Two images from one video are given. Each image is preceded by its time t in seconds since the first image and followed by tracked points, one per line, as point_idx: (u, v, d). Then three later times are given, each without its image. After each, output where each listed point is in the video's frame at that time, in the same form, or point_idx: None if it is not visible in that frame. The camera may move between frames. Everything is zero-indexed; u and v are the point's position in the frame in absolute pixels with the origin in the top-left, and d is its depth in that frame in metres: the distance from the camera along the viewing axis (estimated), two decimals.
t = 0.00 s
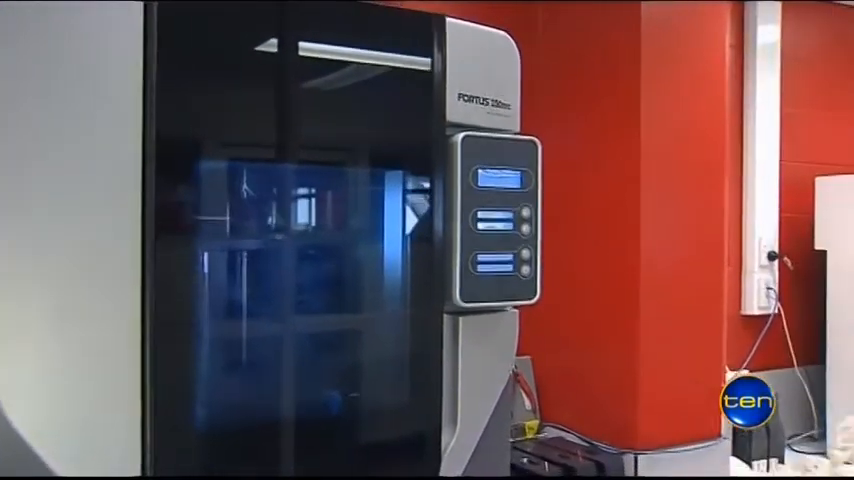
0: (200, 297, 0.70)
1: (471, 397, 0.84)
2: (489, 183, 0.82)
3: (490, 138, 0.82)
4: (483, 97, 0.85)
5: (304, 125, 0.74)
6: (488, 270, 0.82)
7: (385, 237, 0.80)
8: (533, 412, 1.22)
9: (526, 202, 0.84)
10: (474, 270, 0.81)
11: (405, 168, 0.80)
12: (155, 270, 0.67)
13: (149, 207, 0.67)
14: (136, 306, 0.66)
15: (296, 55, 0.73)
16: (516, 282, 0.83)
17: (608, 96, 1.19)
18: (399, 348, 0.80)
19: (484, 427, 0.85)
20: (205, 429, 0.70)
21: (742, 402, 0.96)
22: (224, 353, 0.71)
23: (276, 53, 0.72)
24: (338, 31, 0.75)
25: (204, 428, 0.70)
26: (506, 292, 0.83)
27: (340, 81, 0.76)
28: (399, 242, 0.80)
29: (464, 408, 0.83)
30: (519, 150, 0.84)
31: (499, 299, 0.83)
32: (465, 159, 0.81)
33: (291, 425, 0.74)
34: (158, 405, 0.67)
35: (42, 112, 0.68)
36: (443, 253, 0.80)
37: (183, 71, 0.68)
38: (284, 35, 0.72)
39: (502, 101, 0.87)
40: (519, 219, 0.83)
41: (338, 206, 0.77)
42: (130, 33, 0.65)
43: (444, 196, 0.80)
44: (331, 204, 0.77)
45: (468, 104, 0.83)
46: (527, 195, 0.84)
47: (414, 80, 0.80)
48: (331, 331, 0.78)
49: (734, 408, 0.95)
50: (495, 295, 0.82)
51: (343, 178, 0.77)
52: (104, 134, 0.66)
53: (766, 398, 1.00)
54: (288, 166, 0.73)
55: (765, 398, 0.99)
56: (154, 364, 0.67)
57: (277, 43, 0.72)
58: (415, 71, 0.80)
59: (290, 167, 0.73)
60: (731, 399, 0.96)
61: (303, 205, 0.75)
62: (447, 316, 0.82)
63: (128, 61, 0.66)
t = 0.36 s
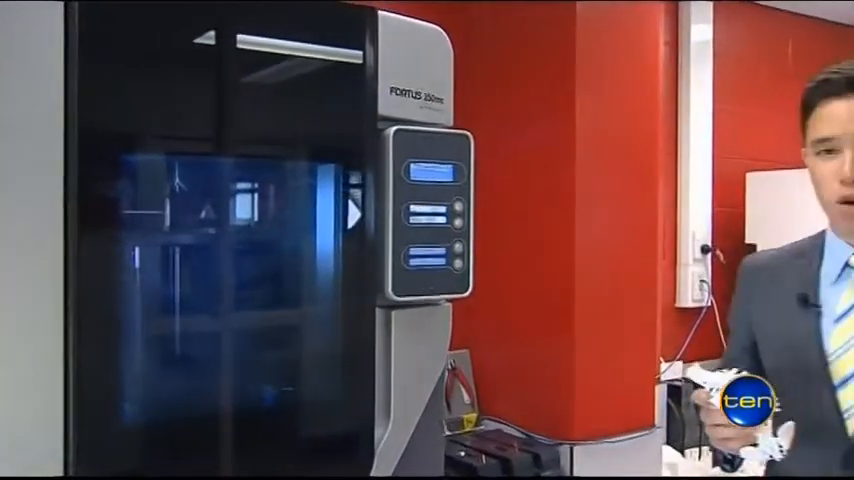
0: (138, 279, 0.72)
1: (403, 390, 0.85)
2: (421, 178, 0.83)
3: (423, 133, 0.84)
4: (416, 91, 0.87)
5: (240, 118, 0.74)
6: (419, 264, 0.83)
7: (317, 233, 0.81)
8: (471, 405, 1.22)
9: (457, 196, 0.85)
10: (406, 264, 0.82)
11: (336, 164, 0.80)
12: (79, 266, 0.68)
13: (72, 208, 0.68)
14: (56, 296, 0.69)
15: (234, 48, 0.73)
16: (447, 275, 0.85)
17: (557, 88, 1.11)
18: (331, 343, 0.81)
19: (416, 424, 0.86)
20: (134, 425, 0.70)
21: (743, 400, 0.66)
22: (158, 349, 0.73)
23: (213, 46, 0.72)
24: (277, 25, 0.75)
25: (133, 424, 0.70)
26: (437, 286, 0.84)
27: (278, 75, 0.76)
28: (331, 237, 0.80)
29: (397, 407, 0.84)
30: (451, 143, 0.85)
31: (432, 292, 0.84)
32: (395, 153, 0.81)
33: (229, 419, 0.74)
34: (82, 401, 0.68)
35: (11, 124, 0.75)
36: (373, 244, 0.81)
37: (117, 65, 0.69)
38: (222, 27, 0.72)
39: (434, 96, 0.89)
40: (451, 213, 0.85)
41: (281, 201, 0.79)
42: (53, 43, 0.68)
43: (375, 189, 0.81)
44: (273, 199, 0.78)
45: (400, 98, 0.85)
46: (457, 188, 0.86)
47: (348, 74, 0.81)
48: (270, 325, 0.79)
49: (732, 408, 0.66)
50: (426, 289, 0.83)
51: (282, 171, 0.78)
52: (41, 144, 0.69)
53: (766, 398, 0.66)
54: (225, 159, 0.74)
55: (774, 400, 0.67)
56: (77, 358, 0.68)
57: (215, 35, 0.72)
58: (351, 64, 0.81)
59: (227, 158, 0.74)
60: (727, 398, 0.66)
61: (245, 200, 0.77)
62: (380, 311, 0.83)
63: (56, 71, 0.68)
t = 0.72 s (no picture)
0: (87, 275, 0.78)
1: (343, 386, 0.86)
2: (361, 175, 0.82)
3: (362, 130, 0.83)
4: (356, 89, 0.88)
5: (184, 116, 0.78)
6: (359, 261, 0.82)
7: (257, 233, 0.81)
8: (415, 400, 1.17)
9: (399, 193, 0.83)
10: (346, 260, 0.81)
11: (276, 161, 0.79)
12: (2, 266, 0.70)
13: None
14: None
15: (179, 43, 0.77)
16: (388, 272, 0.84)
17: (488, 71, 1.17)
18: (271, 344, 0.81)
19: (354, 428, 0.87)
20: (68, 425, 0.74)
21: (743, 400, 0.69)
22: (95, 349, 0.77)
23: (155, 40, 0.76)
24: (219, 22, 0.78)
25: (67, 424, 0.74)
26: (379, 282, 0.83)
27: (222, 72, 0.79)
28: (272, 235, 0.81)
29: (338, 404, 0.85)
30: (389, 140, 0.84)
31: (372, 289, 0.83)
32: (333, 151, 0.80)
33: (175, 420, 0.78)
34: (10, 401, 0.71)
35: None
36: (314, 240, 0.80)
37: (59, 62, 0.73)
38: (165, 22, 0.76)
39: (374, 93, 0.90)
40: (392, 211, 0.83)
41: (227, 201, 0.80)
42: None
43: (314, 188, 0.80)
44: (220, 195, 0.80)
45: (340, 95, 0.85)
46: (399, 186, 0.83)
47: (289, 71, 0.81)
48: (216, 327, 0.81)
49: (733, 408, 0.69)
50: (367, 286, 0.83)
51: (228, 170, 0.79)
52: None
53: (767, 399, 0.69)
54: (168, 155, 0.78)
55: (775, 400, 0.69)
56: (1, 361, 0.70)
57: (158, 30, 0.76)
58: (291, 60, 0.81)
59: (171, 158, 0.78)
60: (727, 399, 0.70)
61: (186, 197, 0.79)
62: (319, 308, 0.83)
63: None
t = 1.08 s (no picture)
0: (46, 274, 1.05)
1: (299, 387, 0.85)
2: (315, 172, 0.81)
3: (315, 127, 0.81)
4: (310, 86, 0.87)
5: (139, 119, 0.92)
6: (314, 260, 0.81)
7: (212, 229, 0.85)
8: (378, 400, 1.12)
9: (352, 191, 0.83)
10: (299, 258, 0.80)
11: (228, 159, 0.83)
12: None
13: None
14: None
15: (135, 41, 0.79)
16: (342, 271, 0.83)
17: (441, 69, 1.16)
18: (223, 345, 0.84)
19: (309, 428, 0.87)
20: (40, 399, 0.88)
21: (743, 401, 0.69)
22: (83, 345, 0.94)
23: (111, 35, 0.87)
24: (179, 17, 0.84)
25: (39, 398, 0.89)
26: (333, 281, 0.82)
27: (181, 69, 0.87)
28: (224, 232, 0.84)
29: (292, 403, 0.85)
30: (343, 137, 0.82)
31: (328, 286, 0.82)
32: (288, 147, 0.79)
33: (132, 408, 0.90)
34: None
35: None
36: (267, 237, 0.79)
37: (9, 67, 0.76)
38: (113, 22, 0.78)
39: (330, 90, 0.90)
40: (346, 209, 0.82)
41: (185, 200, 0.88)
42: None
43: (268, 185, 0.79)
44: (177, 193, 0.88)
45: (294, 93, 0.85)
46: (353, 184, 0.83)
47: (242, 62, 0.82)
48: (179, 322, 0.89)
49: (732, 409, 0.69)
50: (321, 284, 0.82)
51: (186, 168, 0.87)
52: None
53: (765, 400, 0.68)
54: (126, 153, 0.93)
55: (775, 399, 0.68)
56: None
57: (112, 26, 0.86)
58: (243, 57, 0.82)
59: (129, 155, 0.93)
60: (727, 399, 0.69)
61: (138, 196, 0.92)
62: (272, 306, 0.83)
63: None
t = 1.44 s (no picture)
0: (4, 278, 1.08)
1: (260, 388, 0.84)
2: (276, 171, 0.80)
3: (277, 124, 0.81)
4: (272, 84, 0.84)
5: (105, 115, 0.92)
6: (275, 258, 0.80)
7: (172, 228, 0.86)
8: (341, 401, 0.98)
9: (315, 189, 0.82)
10: (260, 257, 0.79)
11: (189, 157, 0.84)
12: None
13: None
14: None
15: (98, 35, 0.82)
16: (304, 270, 0.82)
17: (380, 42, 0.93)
18: (184, 344, 0.86)
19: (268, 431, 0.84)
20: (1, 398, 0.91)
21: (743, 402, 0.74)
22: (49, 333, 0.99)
23: (72, 31, 0.91)
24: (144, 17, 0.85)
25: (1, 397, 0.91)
26: (294, 281, 0.81)
27: (148, 64, 0.87)
28: (184, 231, 0.85)
29: (253, 405, 0.84)
30: (304, 135, 0.82)
31: (286, 287, 0.81)
32: (248, 143, 0.79)
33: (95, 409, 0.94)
34: None
35: None
36: (227, 236, 0.80)
37: None
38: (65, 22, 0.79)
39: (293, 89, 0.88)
40: (307, 207, 0.81)
41: (150, 199, 0.89)
42: None
43: (227, 185, 0.80)
44: (142, 192, 0.89)
45: (255, 90, 0.83)
46: (315, 182, 0.82)
47: (203, 58, 0.84)
48: (143, 320, 0.90)
49: (734, 407, 0.73)
50: (281, 284, 0.81)
51: (150, 166, 0.88)
52: None
53: (766, 399, 0.74)
54: (89, 150, 0.94)
55: (774, 399, 0.74)
56: None
57: (73, 23, 0.91)
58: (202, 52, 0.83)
59: (92, 153, 0.94)
60: (728, 399, 0.74)
61: (102, 194, 0.94)
62: (234, 305, 0.82)
63: None
